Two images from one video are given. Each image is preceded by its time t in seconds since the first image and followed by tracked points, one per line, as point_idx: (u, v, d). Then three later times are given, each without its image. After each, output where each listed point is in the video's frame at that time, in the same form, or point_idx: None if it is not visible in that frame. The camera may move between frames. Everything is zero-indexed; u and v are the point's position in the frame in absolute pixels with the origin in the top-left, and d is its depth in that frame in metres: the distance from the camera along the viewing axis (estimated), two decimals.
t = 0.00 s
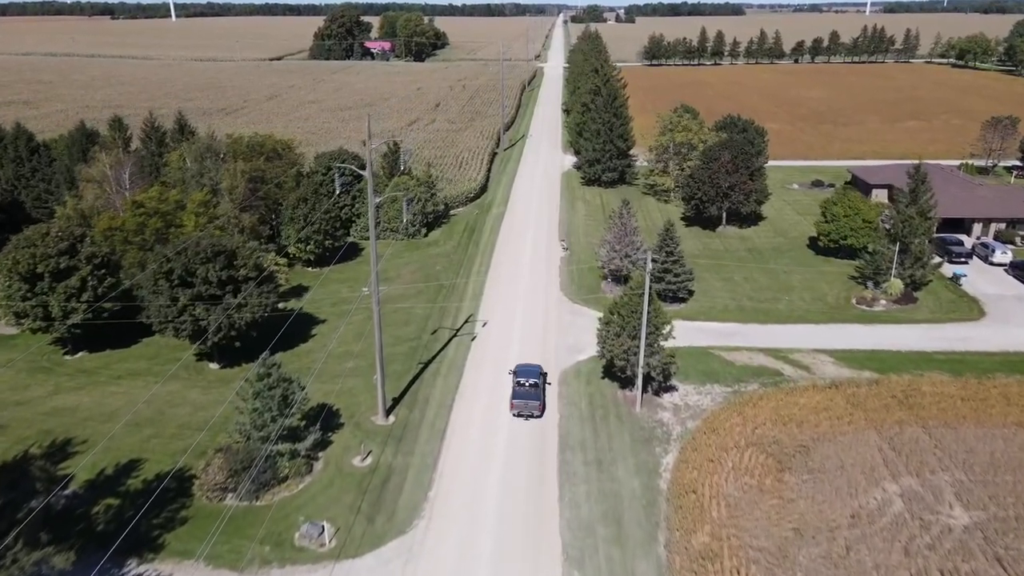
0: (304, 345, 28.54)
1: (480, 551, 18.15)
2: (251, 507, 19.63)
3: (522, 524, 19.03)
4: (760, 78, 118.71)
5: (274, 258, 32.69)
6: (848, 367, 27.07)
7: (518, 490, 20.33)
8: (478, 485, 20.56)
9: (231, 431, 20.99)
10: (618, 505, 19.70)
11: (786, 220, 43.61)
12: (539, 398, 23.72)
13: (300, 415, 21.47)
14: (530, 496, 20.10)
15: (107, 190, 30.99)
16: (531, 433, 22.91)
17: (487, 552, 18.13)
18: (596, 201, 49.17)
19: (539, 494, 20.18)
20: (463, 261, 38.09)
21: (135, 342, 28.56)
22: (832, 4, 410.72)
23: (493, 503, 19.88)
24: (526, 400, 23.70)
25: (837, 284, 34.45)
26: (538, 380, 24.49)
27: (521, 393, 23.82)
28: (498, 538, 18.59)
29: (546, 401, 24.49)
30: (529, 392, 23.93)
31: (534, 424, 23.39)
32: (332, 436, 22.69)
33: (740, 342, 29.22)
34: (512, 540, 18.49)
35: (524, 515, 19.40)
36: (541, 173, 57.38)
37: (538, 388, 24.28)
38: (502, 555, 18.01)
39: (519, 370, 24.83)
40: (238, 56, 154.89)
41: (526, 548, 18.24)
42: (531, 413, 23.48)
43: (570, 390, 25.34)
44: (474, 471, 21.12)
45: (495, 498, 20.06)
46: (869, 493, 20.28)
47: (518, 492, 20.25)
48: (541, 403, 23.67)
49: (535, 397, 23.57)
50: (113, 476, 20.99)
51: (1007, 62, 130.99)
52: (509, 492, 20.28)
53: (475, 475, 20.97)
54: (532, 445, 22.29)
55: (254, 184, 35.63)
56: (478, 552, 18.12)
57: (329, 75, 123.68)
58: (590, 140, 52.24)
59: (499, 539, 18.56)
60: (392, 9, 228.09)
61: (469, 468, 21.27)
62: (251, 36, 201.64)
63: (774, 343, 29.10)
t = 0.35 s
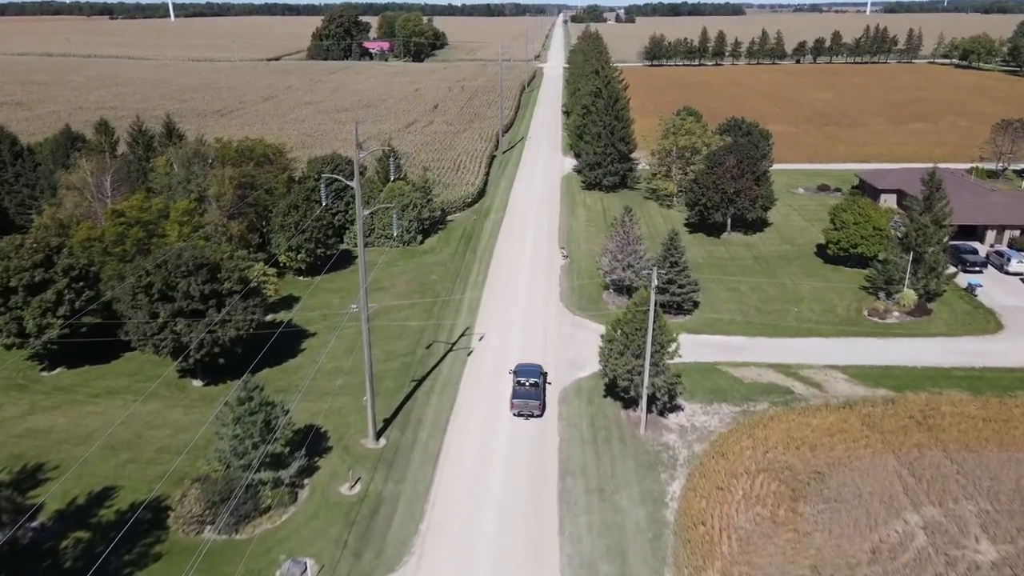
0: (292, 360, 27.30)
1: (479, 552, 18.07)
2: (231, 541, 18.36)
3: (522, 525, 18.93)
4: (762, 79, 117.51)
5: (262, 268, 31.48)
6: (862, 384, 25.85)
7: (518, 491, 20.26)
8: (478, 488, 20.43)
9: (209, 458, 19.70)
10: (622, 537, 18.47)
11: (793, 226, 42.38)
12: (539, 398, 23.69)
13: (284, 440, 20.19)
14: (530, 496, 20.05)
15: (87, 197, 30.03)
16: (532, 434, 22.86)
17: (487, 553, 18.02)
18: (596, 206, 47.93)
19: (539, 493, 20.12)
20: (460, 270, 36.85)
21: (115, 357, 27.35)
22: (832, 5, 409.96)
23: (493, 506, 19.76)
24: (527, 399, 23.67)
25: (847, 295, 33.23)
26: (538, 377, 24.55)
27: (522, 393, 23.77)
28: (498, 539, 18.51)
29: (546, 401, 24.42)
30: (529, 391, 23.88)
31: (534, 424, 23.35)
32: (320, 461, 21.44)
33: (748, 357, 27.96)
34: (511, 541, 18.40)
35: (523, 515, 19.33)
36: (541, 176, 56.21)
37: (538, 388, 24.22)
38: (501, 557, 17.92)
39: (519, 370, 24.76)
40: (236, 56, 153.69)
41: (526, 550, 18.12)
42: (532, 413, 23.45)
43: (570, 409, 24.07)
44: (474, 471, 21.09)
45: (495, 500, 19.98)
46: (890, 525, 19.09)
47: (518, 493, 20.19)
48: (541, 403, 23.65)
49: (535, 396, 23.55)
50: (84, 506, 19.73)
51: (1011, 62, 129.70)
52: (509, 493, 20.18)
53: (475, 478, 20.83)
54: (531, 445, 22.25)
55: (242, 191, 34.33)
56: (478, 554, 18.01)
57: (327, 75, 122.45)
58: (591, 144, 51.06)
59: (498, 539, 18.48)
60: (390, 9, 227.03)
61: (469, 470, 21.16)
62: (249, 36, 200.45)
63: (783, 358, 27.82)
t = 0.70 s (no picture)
0: (281, 376, 26.17)
1: (479, 550, 18.10)
2: None
3: (522, 525, 18.92)
4: (764, 79, 116.30)
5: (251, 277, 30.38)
6: (876, 402, 24.74)
7: (518, 490, 20.29)
8: (477, 490, 20.32)
9: (188, 486, 18.49)
10: (626, 571, 17.29)
11: (799, 233, 41.26)
12: (539, 397, 23.77)
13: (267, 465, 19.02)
14: (530, 495, 20.07)
15: (69, 204, 29.27)
16: (533, 433, 22.89)
17: (487, 552, 18.04)
18: (597, 211, 46.80)
19: (539, 493, 20.15)
20: (457, 278, 35.72)
21: (96, 372, 26.21)
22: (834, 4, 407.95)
23: (493, 506, 19.73)
24: (527, 398, 23.76)
25: (857, 305, 32.12)
26: (539, 377, 24.62)
27: (522, 392, 23.86)
28: (498, 538, 18.51)
29: (546, 401, 24.45)
30: (529, 391, 23.93)
31: (534, 424, 23.40)
32: (307, 486, 20.31)
33: (756, 371, 26.82)
34: (511, 541, 18.39)
35: (524, 514, 19.33)
36: (540, 179, 55.07)
37: (538, 387, 24.26)
38: (502, 556, 17.90)
39: (520, 370, 24.85)
40: (234, 56, 152.56)
41: (525, 548, 18.14)
42: (532, 412, 23.54)
43: (571, 430, 22.92)
44: (475, 470, 21.13)
45: (496, 498, 20.03)
46: (913, 558, 18.03)
47: (518, 493, 20.20)
48: (542, 402, 23.72)
49: (536, 396, 23.62)
50: (55, 536, 18.59)
51: (1015, 63, 128.49)
52: (510, 494, 20.17)
53: (476, 480, 20.75)
54: (531, 444, 22.28)
55: (231, 197, 33.34)
56: (478, 552, 18.04)
57: (325, 76, 121.30)
58: (592, 147, 49.91)
59: (498, 539, 18.48)
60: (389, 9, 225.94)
61: (468, 471, 21.10)
62: (248, 36, 199.30)
63: (793, 373, 26.67)
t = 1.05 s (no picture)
0: (267, 395, 24.92)
1: (480, 550, 18.09)
2: None
3: (523, 525, 18.91)
4: (766, 80, 115.01)
5: (238, 288, 29.07)
6: (893, 423, 23.50)
7: (519, 490, 20.26)
8: (477, 493, 20.20)
9: (159, 522, 17.00)
10: None
11: (806, 240, 40.01)
12: (539, 397, 23.76)
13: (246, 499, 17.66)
14: (530, 496, 20.05)
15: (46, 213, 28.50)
16: (534, 432, 22.89)
17: (486, 553, 18.01)
18: (598, 217, 45.53)
19: (539, 493, 20.12)
20: (453, 288, 34.43)
21: (72, 391, 24.97)
22: (834, 5, 407.50)
23: (494, 504, 19.79)
24: (528, 398, 23.76)
25: (870, 317, 30.87)
26: (539, 377, 24.57)
27: (522, 392, 23.86)
28: (499, 539, 18.47)
29: (546, 400, 24.46)
30: (530, 391, 23.94)
31: (535, 424, 23.39)
32: (289, 519, 19.00)
33: (766, 390, 25.53)
34: (511, 541, 18.37)
35: (524, 514, 19.34)
36: (540, 183, 53.77)
37: (538, 387, 24.26)
38: (501, 556, 17.87)
39: (521, 370, 24.86)
40: (231, 57, 151.26)
41: (525, 548, 18.14)
42: (532, 412, 23.54)
43: (571, 455, 21.68)
44: (474, 474, 20.96)
45: (496, 497, 20.03)
46: None
47: (518, 492, 20.18)
48: (542, 402, 23.71)
49: (536, 395, 23.62)
50: None
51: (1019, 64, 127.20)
52: (511, 493, 20.17)
53: (475, 481, 20.68)
54: (532, 444, 22.27)
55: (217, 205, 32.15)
56: (478, 553, 18.01)
57: (322, 77, 120.03)
58: (593, 150, 48.66)
59: (499, 539, 18.46)
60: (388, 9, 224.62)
61: (467, 478, 20.81)
62: (245, 36, 197.95)
63: (805, 391, 25.37)
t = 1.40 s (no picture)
0: (253, 414, 23.75)
1: (481, 549, 18.08)
2: None
3: (522, 524, 18.91)
4: (767, 81, 113.90)
5: (224, 300, 27.93)
6: (911, 445, 22.35)
7: (519, 489, 20.29)
8: (478, 491, 20.22)
9: (130, 562, 15.67)
10: None
11: (814, 247, 38.87)
12: (539, 397, 23.80)
13: (225, 533, 16.40)
14: (530, 494, 20.06)
15: (23, 223, 27.34)
16: (534, 432, 22.93)
17: (486, 552, 17.96)
18: (599, 222, 44.38)
19: (539, 492, 20.15)
20: (449, 299, 33.28)
21: (47, 411, 23.87)
22: (835, 6, 406.63)
23: (495, 501, 19.85)
24: (528, 398, 23.79)
25: (882, 329, 29.73)
26: (539, 377, 24.56)
27: (522, 392, 23.90)
28: (499, 539, 18.43)
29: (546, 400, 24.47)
30: (530, 391, 23.97)
31: (535, 424, 23.41)
32: (271, 554, 17.77)
33: (776, 408, 24.33)
34: (512, 541, 18.33)
35: (524, 512, 19.38)
36: (539, 188, 52.57)
37: (539, 387, 24.28)
38: (501, 556, 17.84)
39: (521, 370, 24.79)
40: (229, 58, 150.14)
41: (525, 547, 18.11)
42: (532, 412, 23.57)
43: (573, 481, 20.55)
44: (475, 475, 20.87)
45: (497, 497, 20.00)
46: None
47: (519, 491, 20.20)
48: (543, 402, 23.75)
49: (537, 395, 23.65)
50: None
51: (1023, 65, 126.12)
52: (511, 492, 20.19)
53: (475, 481, 20.66)
54: (531, 444, 22.29)
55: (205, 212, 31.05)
56: (478, 552, 17.98)
57: (320, 79, 118.86)
58: (593, 154, 47.55)
59: (499, 539, 18.42)
60: (386, 10, 223.47)
61: (467, 480, 20.66)
62: (244, 37, 196.78)
63: (817, 410, 24.18)
